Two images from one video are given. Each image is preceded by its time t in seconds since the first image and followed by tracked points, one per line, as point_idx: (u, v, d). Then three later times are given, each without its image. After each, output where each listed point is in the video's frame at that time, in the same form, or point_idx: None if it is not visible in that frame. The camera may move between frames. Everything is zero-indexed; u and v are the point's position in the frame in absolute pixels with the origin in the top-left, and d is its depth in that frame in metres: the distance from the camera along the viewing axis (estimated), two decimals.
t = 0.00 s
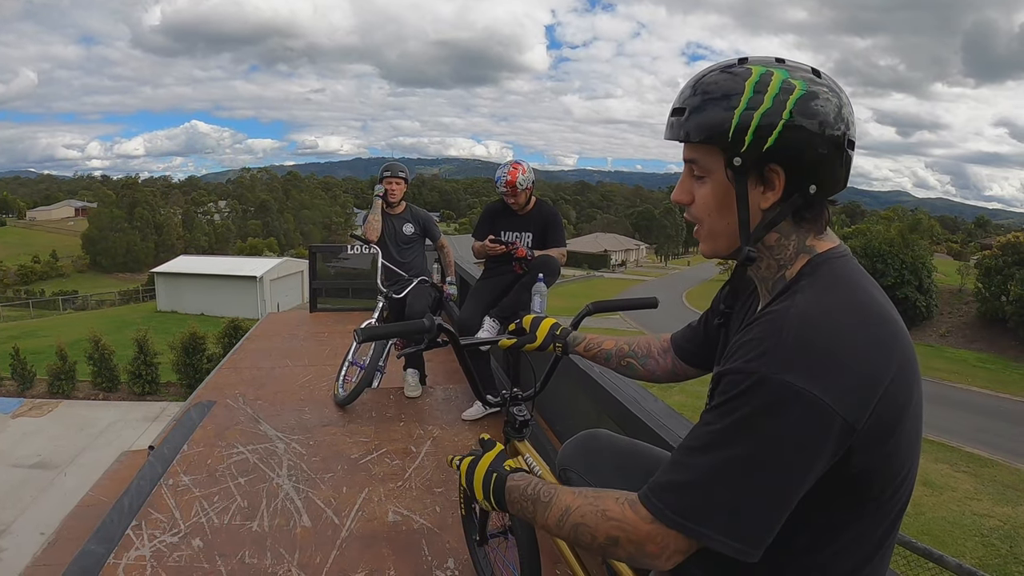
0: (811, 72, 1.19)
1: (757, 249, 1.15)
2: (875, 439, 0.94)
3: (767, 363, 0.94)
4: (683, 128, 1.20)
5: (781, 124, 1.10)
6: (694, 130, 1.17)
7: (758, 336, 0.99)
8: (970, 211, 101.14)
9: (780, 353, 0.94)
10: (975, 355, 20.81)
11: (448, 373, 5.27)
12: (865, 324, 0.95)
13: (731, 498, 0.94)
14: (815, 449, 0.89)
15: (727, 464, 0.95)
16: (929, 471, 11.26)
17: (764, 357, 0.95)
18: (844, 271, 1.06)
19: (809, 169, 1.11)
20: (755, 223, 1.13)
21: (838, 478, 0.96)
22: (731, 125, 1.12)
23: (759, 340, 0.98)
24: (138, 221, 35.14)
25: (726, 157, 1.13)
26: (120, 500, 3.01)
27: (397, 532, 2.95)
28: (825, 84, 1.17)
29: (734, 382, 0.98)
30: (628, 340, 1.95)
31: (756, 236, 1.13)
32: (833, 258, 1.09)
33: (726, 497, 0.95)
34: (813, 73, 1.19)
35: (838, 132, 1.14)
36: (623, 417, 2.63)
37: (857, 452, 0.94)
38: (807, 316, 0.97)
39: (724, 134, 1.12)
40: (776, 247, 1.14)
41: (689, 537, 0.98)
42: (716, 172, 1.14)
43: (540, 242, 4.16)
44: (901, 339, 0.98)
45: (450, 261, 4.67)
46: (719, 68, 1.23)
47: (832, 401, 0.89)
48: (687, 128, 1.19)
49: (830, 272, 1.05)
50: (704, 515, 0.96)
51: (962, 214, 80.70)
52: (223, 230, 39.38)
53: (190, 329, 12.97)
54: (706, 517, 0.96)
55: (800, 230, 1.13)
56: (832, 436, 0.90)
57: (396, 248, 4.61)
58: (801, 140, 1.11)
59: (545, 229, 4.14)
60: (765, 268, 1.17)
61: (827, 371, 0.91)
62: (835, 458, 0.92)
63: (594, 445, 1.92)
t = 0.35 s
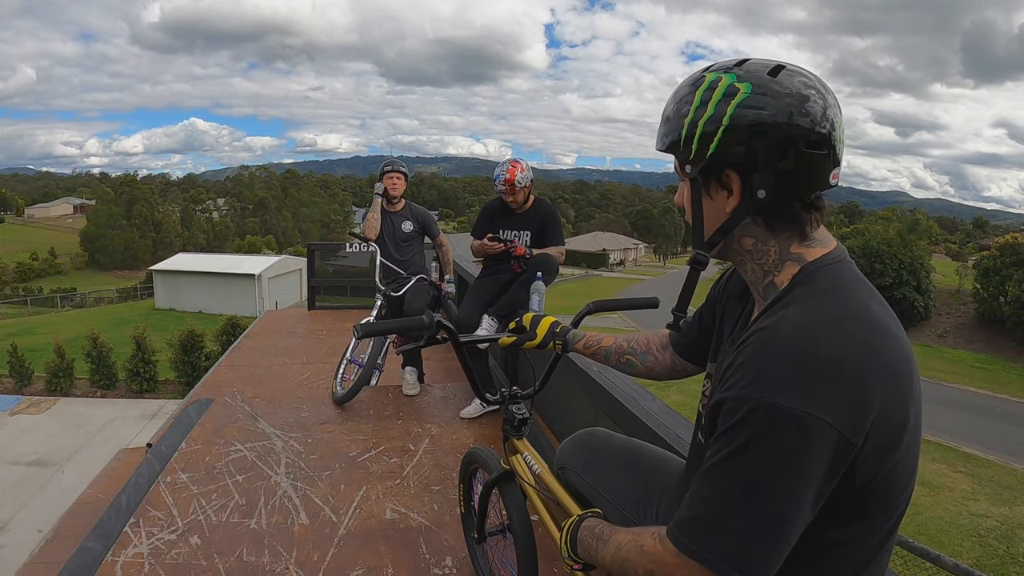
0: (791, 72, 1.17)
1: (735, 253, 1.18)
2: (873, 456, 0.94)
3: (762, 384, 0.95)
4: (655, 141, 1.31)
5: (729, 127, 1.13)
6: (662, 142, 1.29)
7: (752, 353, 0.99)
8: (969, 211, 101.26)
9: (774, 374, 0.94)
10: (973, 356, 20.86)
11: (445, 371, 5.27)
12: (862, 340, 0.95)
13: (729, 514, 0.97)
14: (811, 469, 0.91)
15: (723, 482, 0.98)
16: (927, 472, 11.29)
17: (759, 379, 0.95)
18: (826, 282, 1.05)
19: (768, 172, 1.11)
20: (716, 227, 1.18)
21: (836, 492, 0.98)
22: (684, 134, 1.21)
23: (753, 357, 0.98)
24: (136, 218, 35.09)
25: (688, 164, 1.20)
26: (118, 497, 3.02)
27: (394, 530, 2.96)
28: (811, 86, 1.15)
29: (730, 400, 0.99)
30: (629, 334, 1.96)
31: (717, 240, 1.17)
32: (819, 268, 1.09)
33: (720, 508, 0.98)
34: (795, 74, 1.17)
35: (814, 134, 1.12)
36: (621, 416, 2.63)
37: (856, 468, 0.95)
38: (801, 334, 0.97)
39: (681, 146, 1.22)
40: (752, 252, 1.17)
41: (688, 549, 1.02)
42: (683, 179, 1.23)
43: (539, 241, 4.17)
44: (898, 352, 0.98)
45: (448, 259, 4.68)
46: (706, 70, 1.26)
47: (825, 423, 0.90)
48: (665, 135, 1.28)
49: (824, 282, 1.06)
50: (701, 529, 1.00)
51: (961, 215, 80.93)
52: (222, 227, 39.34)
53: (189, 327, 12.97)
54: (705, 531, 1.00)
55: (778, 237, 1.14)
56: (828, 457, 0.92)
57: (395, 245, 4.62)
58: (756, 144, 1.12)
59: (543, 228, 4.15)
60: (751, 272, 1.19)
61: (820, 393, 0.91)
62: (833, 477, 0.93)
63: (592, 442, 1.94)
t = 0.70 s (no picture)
0: (777, 71, 1.16)
1: (724, 255, 1.18)
2: (872, 457, 0.94)
3: (759, 389, 0.94)
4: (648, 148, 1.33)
5: (714, 128, 1.13)
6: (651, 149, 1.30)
7: (748, 358, 0.98)
8: (978, 213, 100.70)
9: (770, 377, 0.93)
10: (982, 358, 20.70)
11: (453, 373, 5.27)
12: (859, 340, 0.94)
13: (728, 517, 0.98)
14: (809, 472, 0.92)
15: (724, 484, 0.98)
16: (936, 475, 11.20)
17: (755, 382, 0.95)
18: (818, 281, 1.04)
19: (754, 172, 1.10)
20: (705, 229, 1.17)
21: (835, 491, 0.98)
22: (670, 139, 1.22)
23: (748, 361, 0.97)
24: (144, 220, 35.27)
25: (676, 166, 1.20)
26: (127, 498, 3.02)
27: (402, 532, 2.95)
28: (800, 85, 1.14)
29: (727, 406, 0.99)
30: (638, 337, 1.95)
31: (706, 242, 1.17)
32: (813, 267, 1.07)
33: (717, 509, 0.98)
34: (781, 73, 1.15)
35: (800, 135, 1.11)
36: (629, 418, 2.62)
37: (854, 469, 0.94)
38: (798, 337, 0.95)
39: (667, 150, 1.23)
40: (743, 254, 1.16)
41: (689, 549, 1.03)
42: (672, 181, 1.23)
43: (547, 243, 4.16)
44: (894, 351, 0.97)
45: (456, 262, 4.68)
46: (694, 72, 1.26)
47: (821, 426, 0.90)
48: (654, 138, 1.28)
49: (817, 281, 1.04)
50: (701, 530, 1.02)
51: (969, 216, 80.39)
52: (229, 229, 39.52)
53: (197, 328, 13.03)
54: (704, 532, 1.01)
55: (768, 239, 1.12)
56: (826, 460, 0.91)
57: (403, 247, 4.61)
58: (739, 143, 1.11)
59: (551, 230, 4.14)
60: (743, 274, 1.19)
61: (817, 397, 0.90)
62: (831, 479, 0.93)
63: (600, 446, 1.92)
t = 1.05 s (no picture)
0: (771, 77, 1.15)
1: (718, 261, 1.17)
2: (862, 462, 0.93)
3: (749, 396, 0.93)
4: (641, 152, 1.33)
5: (709, 132, 1.12)
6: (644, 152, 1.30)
7: (739, 364, 0.97)
8: (982, 216, 100.56)
9: (760, 385, 0.92)
10: (986, 363, 20.64)
11: (456, 375, 5.27)
12: (849, 347, 0.93)
13: (721, 524, 0.97)
14: (800, 479, 0.91)
15: (715, 490, 0.97)
16: (938, 479, 11.17)
17: (746, 388, 0.94)
18: (812, 288, 1.02)
19: (748, 177, 1.09)
20: (697, 234, 1.17)
21: (829, 497, 0.96)
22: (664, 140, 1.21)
23: (740, 368, 0.96)
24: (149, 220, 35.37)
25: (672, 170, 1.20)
26: (128, 499, 3.02)
27: (403, 534, 2.95)
28: (795, 92, 1.13)
29: (717, 412, 0.99)
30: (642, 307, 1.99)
31: (696, 246, 1.16)
32: (805, 273, 1.06)
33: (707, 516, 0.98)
34: (776, 79, 1.14)
35: (796, 141, 1.10)
36: (631, 423, 2.62)
37: (846, 475, 0.93)
38: (788, 343, 0.94)
39: (661, 153, 1.22)
40: (735, 260, 1.15)
41: (684, 556, 1.02)
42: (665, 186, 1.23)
43: (550, 246, 4.17)
44: (885, 356, 0.96)
45: (459, 264, 4.69)
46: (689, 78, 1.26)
47: (811, 433, 0.89)
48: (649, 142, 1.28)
49: (811, 286, 1.03)
50: (696, 537, 1.01)
51: (973, 220, 80.22)
52: (233, 229, 39.62)
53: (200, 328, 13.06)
54: (698, 538, 1.00)
55: (760, 245, 1.11)
56: (816, 466, 0.91)
57: (406, 249, 4.61)
58: (734, 148, 1.10)
59: (555, 233, 4.14)
60: (736, 280, 1.17)
61: (805, 404, 0.90)
62: (820, 485, 0.93)
63: (602, 449, 1.92)
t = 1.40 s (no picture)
0: (807, 90, 1.14)
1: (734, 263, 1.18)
2: (876, 462, 0.93)
3: (768, 399, 0.93)
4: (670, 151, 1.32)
5: (739, 140, 1.12)
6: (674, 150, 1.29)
7: (758, 368, 0.97)
8: (984, 218, 100.45)
9: (778, 387, 0.92)
10: (990, 365, 20.58)
11: (461, 379, 5.27)
12: (864, 350, 0.93)
13: (739, 526, 0.97)
14: (816, 480, 0.91)
15: (733, 494, 0.97)
16: (942, 482, 11.14)
17: (765, 392, 0.94)
18: (830, 295, 1.02)
19: (775, 183, 1.09)
20: (718, 238, 1.17)
21: (842, 497, 0.96)
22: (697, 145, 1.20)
23: (759, 371, 0.96)
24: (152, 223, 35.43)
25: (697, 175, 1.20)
26: (136, 503, 3.02)
27: (412, 540, 2.94)
28: (827, 105, 1.12)
29: (735, 416, 0.98)
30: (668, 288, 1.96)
31: (716, 250, 1.17)
32: (821, 280, 1.06)
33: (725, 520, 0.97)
34: (809, 92, 1.13)
35: (826, 155, 1.09)
36: (640, 427, 2.62)
37: (860, 477, 0.93)
38: (805, 347, 0.94)
39: (691, 156, 1.21)
40: (753, 263, 1.16)
41: (700, 557, 1.02)
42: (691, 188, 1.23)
43: (557, 250, 4.17)
44: (897, 357, 0.97)
45: (465, 267, 4.69)
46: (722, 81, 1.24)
47: (828, 434, 0.89)
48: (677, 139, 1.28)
49: (826, 292, 1.03)
50: (714, 538, 1.00)
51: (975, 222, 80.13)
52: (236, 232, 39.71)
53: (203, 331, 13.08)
54: (715, 539, 1.00)
55: (779, 253, 1.12)
56: (833, 468, 0.91)
57: (412, 253, 4.62)
58: (762, 158, 1.10)
59: (561, 237, 4.15)
60: (753, 283, 1.18)
61: (822, 405, 0.90)
62: (835, 485, 0.93)
63: (614, 456, 1.92)
